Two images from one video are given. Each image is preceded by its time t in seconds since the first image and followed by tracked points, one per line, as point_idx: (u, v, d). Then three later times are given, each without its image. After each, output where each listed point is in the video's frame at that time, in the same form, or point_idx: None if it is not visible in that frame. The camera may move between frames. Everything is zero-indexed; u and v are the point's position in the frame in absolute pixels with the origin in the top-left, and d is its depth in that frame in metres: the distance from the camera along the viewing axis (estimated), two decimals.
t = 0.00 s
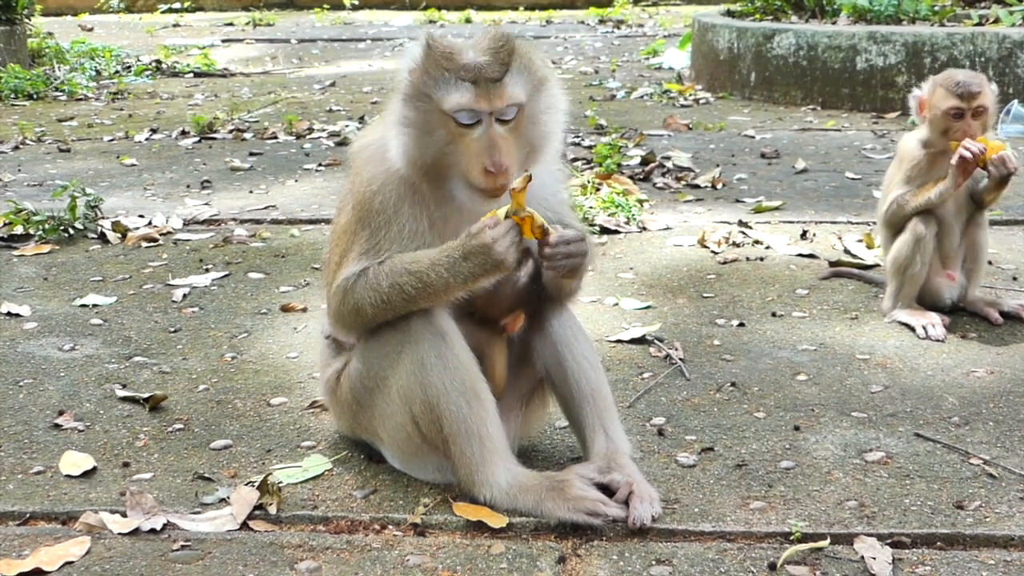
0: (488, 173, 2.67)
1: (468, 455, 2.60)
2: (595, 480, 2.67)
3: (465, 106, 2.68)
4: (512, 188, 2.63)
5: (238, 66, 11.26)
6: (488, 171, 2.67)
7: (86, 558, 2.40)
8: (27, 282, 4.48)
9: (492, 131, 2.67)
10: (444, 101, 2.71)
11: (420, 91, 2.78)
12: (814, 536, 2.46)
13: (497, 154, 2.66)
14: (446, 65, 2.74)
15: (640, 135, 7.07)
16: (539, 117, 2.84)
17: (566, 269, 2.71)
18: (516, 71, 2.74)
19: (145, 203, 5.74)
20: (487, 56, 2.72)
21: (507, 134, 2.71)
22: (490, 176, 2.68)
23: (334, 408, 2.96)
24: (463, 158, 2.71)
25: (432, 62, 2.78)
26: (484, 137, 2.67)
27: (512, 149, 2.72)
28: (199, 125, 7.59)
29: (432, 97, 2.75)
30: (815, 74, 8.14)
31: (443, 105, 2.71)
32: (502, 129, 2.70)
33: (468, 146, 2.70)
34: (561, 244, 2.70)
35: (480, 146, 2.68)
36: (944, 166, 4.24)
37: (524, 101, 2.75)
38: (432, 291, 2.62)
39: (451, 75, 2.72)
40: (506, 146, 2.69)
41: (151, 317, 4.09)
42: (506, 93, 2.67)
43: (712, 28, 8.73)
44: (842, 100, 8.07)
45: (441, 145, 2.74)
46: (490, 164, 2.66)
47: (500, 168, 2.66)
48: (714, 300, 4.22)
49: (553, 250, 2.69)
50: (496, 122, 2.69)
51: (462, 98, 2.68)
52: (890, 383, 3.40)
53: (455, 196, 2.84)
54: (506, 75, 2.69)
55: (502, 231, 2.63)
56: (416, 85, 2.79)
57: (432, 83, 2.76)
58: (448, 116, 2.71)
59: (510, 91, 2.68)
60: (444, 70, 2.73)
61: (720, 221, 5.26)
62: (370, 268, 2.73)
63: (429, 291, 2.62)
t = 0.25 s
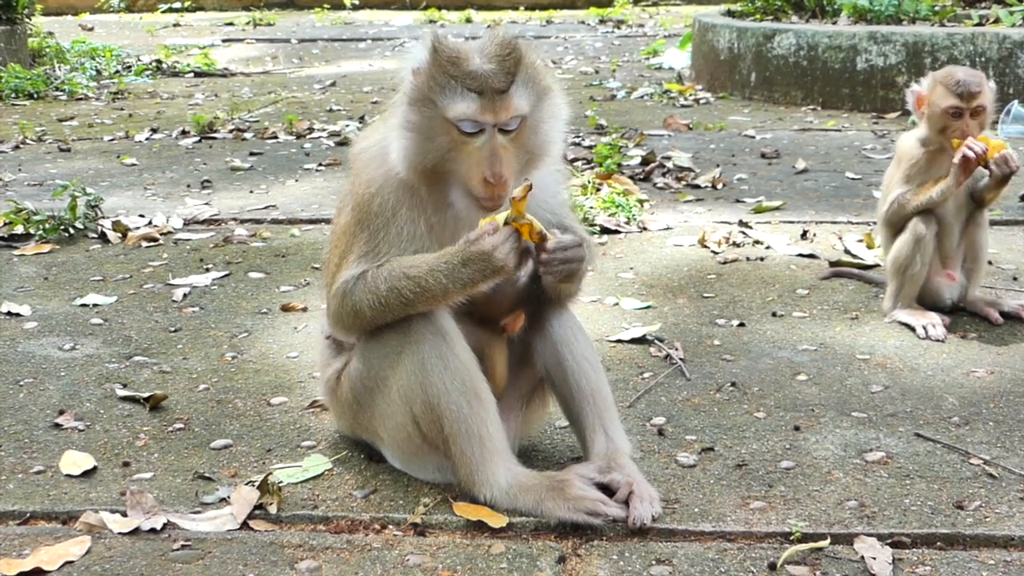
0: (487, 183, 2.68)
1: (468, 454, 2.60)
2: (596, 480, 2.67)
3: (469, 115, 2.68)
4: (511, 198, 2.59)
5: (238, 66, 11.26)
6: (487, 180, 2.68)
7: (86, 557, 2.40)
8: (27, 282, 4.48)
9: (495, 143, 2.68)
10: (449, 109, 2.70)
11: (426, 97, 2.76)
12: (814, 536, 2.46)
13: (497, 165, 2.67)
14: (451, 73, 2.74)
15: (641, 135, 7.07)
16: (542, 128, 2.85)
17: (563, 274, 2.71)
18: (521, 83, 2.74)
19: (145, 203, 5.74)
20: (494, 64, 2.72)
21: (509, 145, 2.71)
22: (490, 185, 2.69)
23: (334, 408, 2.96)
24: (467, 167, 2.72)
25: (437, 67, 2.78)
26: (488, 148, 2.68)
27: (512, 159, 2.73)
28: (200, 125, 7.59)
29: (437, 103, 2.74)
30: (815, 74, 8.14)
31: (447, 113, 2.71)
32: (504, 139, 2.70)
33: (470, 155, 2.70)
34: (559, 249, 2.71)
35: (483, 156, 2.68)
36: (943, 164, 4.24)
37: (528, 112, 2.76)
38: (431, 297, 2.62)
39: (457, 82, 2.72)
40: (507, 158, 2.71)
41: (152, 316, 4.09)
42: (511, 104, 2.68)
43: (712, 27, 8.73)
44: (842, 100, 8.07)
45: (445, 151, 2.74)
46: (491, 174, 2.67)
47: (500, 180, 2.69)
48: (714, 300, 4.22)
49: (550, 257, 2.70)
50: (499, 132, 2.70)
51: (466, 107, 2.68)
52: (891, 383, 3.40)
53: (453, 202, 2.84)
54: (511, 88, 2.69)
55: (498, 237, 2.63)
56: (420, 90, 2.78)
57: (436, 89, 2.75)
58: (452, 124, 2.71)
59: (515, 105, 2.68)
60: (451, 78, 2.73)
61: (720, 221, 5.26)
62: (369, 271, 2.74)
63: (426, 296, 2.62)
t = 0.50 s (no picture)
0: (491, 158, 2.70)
1: (467, 455, 2.59)
2: (595, 480, 2.67)
3: (476, 92, 2.73)
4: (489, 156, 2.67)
5: (238, 66, 11.26)
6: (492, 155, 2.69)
7: (85, 557, 2.40)
8: (27, 282, 4.47)
9: (500, 121, 2.71)
10: (455, 88, 2.77)
11: (431, 79, 2.82)
12: (814, 536, 2.46)
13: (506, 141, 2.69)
14: (457, 59, 2.82)
15: (641, 135, 7.07)
16: (545, 122, 2.90)
17: (550, 234, 2.70)
18: (526, 70, 2.82)
19: (145, 202, 5.73)
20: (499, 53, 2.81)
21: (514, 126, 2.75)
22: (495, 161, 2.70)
23: (334, 408, 2.96)
24: (468, 145, 2.73)
25: (442, 55, 2.85)
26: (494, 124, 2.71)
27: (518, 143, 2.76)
28: (199, 125, 7.58)
29: (442, 86, 2.81)
30: (815, 74, 8.14)
31: (452, 93, 2.77)
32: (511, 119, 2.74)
33: (474, 133, 2.73)
34: (543, 210, 2.68)
35: (486, 134, 2.71)
36: (944, 165, 4.23)
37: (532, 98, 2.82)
38: (436, 281, 2.64)
39: (462, 66, 2.80)
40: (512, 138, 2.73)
41: (151, 316, 4.09)
42: (517, 83, 2.73)
43: (712, 28, 8.73)
44: (842, 100, 8.07)
45: (449, 135, 2.76)
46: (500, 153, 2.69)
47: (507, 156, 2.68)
48: (714, 299, 4.22)
49: (535, 216, 2.67)
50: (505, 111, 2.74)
51: (473, 85, 2.74)
52: (891, 383, 3.40)
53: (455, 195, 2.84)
54: (517, 71, 2.76)
55: (492, 200, 2.64)
56: (424, 78, 2.83)
57: (442, 72, 2.82)
58: (456, 104, 2.76)
59: (520, 85, 2.75)
60: (456, 62, 2.81)
61: (720, 221, 5.26)
62: (370, 265, 2.74)
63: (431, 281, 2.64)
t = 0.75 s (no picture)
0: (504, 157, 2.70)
1: (467, 455, 2.59)
2: (595, 480, 2.67)
3: (491, 90, 2.73)
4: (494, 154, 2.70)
5: (238, 65, 11.26)
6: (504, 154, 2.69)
7: (85, 557, 2.40)
8: (27, 281, 4.47)
9: (512, 120, 2.72)
10: (470, 85, 2.77)
11: (446, 76, 2.82)
12: (814, 536, 2.46)
13: (518, 140, 2.69)
14: (472, 56, 2.83)
15: (640, 135, 7.07)
16: (556, 121, 2.90)
17: (558, 232, 2.71)
18: (540, 69, 2.83)
19: (145, 202, 5.74)
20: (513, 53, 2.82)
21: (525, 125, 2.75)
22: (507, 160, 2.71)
23: (334, 407, 2.96)
24: (481, 143, 2.73)
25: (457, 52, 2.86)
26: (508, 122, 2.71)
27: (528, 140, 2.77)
28: (199, 124, 7.58)
29: (457, 82, 2.81)
30: (815, 74, 8.14)
31: (467, 90, 2.78)
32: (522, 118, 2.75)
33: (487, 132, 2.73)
34: (552, 207, 2.69)
35: (499, 133, 2.71)
36: (943, 165, 4.25)
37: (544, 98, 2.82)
38: (446, 280, 2.65)
39: (477, 62, 2.80)
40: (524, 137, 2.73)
41: (151, 316, 4.09)
42: (531, 83, 2.74)
43: (712, 28, 8.73)
44: (842, 100, 8.07)
45: (462, 132, 2.77)
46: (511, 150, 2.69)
47: (518, 155, 2.69)
48: (714, 299, 4.22)
49: (544, 213, 2.68)
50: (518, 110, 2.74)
51: (488, 82, 2.74)
52: (890, 383, 3.40)
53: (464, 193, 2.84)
54: (530, 69, 2.77)
55: (504, 197, 2.64)
56: (439, 75, 2.84)
57: (456, 67, 2.82)
58: (470, 100, 2.77)
59: (534, 84, 2.75)
60: (472, 58, 2.82)
61: (720, 221, 5.26)
62: (377, 261, 2.73)
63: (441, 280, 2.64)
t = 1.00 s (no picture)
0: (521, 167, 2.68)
1: (467, 455, 2.59)
2: (595, 480, 2.67)
3: (511, 102, 2.71)
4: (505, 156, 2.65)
5: (238, 66, 11.26)
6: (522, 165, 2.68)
7: (85, 558, 2.40)
8: (27, 282, 4.48)
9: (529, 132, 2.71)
10: (489, 96, 2.73)
11: (464, 84, 2.76)
12: (814, 536, 2.46)
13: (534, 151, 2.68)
14: (491, 64, 2.77)
15: (640, 135, 7.07)
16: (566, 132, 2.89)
17: (565, 232, 2.76)
18: (556, 82, 2.81)
19: (145, 203, 5.74)
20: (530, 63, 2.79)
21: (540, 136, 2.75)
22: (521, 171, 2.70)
23: (334, 407, 2.95)
24: (497, 152, 2.73)
25: (475, 56, 2.80)
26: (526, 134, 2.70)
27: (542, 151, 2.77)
28: (199, 124, 7.59)
29: (476, 91, 2.75)
30: (815, 74, 8.14)
31: (485, 100, 2.73)
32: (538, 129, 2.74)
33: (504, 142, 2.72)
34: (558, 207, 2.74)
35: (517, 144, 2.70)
36: (943, 164, 4.25)
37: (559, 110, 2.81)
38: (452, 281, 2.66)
39: (496, 71, 2.75)
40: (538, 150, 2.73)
41: (151, 317, 4.09)
42: (550, 96, 2.74)
43: (712, 28, 8.73)
44: (842, 100, 8.07)
45: (477, 141, 2.74)
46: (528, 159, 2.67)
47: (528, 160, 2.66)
48: (714, 300, 4.22)
49: (552, 212, 2.72)
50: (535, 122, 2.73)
51: (509, 95, 2.71)
52: (890, 384, 3.40)
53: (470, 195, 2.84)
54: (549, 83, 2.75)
55: (512, 201, 2.63)
56: (455, 79, 2.78)
57: (475, 76, 2.76)
58: (487, 111, 2.73)
59: (551, 98, 2.74)
60: (491, 67, 2.76)
61: (720, 222, 5.26)
62: (381, 262, 2.73)
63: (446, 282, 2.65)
